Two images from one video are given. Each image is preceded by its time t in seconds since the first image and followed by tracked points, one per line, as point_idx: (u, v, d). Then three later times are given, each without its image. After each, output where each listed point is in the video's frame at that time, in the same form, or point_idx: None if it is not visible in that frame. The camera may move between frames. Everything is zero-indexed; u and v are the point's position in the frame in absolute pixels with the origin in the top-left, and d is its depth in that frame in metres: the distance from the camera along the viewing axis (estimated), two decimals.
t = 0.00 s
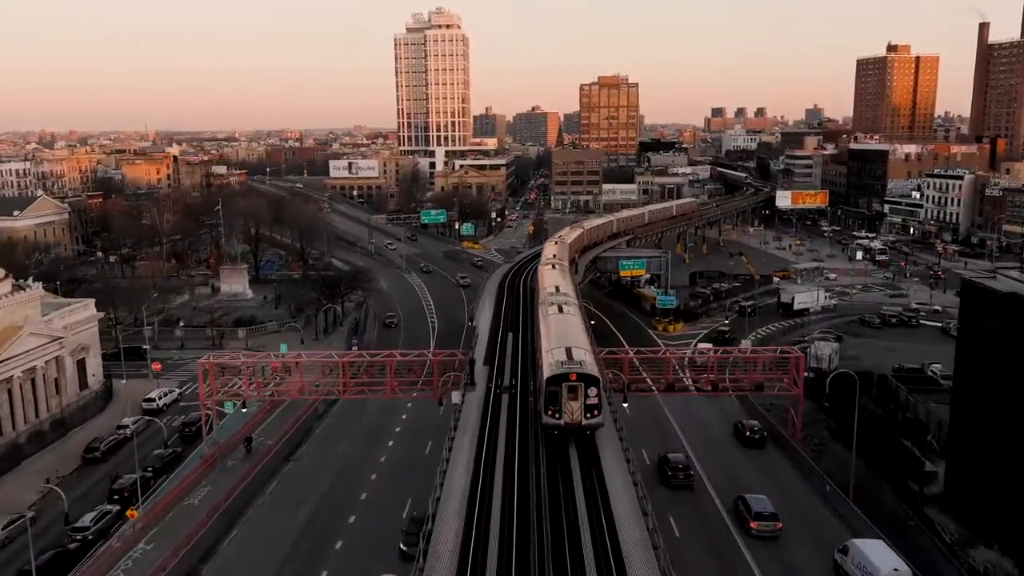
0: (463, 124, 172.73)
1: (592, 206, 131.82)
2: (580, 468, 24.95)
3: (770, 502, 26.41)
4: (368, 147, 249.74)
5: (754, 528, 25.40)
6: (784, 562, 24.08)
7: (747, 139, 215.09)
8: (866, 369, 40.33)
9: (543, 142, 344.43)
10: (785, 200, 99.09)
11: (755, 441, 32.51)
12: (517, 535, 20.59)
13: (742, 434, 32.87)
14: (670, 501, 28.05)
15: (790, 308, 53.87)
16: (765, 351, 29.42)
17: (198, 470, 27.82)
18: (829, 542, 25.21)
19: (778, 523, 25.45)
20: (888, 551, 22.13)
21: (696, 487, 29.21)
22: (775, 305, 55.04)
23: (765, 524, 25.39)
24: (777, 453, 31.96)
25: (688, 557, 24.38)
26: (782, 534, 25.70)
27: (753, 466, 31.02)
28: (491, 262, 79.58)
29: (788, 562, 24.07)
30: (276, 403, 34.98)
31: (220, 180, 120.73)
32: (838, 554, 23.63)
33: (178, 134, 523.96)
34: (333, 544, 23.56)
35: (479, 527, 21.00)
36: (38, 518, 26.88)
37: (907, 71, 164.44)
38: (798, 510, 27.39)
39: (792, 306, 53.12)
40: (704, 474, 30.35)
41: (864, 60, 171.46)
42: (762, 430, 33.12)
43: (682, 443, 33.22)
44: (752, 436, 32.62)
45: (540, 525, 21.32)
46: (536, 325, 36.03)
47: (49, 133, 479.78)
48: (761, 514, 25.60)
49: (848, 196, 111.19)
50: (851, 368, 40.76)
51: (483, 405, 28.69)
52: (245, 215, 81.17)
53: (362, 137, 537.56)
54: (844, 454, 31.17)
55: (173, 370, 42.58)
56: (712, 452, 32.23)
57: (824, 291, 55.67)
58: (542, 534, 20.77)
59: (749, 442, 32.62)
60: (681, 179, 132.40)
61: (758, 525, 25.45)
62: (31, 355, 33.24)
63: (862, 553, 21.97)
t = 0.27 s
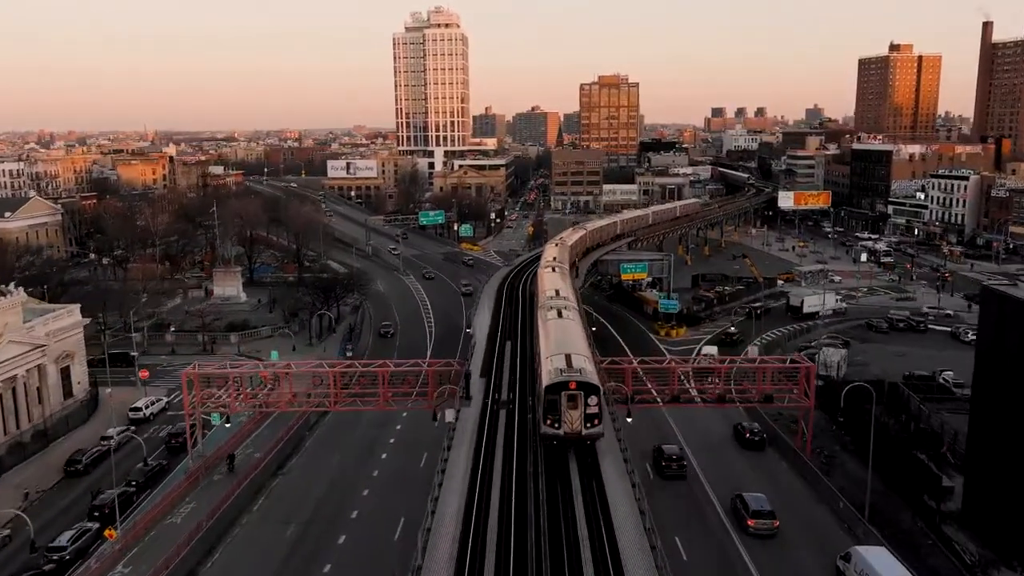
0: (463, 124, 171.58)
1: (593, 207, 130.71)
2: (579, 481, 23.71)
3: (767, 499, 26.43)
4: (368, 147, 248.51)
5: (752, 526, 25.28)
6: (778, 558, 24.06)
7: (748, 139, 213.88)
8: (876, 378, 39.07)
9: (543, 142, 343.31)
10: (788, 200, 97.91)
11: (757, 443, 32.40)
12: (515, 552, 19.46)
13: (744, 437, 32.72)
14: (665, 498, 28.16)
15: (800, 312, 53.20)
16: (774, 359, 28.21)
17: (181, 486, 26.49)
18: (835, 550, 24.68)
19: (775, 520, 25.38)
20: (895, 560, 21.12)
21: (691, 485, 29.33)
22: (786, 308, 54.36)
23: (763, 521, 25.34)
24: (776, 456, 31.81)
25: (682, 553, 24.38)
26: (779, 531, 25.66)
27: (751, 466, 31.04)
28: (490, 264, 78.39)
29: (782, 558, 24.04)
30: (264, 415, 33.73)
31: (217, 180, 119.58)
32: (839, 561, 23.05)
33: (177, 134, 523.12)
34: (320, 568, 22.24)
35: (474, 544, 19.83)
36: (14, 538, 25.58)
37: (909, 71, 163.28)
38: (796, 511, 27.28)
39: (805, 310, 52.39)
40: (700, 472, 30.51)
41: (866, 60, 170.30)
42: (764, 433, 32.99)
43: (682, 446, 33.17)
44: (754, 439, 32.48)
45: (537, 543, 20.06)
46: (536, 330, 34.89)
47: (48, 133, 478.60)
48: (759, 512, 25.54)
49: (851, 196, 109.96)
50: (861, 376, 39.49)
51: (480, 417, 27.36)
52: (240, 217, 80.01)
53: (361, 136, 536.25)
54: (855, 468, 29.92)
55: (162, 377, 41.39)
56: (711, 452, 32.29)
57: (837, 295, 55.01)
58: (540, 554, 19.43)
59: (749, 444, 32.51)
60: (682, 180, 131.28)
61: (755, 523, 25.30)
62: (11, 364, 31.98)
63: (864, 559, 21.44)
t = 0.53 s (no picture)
0: (462, 124, 170.39)
1: (593, 208, 129.52)
2: (579, 493, 22.54)
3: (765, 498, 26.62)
4: (367, 147, 247.15)
5: (749, 525, 25.57)
6: (775, 555, 24.30)
7: (750, 139, 212.70)
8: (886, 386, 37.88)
9: (543, 142, 342.08)
10: (791, 201, 96.79)
11: (757, 445, 32.15)
12: (513, 569, 18.38)
13: (745, 439, 32.51)
14: (665, 498, 28.35)
15: (810, 314, 52.26)
16: (783, 369, 27.10)
17: (164, 503, 25.26)
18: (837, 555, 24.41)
19: (773, 519, 25.62)
20: (898, 568, 20.67)
21: (690, 485, 29.42)
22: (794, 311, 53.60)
23: (760, 519, 25.60)
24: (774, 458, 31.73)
25: (680, 555, 24.54)
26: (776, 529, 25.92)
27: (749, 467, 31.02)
28: (489, 266, 77.14)
29: (780, 556, 24.26)
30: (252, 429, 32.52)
31: (213, 181, 118.34)
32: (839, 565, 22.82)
33: (177, 135, 522.72)
34: None
35: (470, 561, 18.75)
36: None
37: (912, 70, 162.07)
38: (796, 513, 27.16)
39: (816, 313, 51.42)
40: (698, 471, 30.64)
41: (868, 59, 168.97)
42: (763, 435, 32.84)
43: (683, 446, 33.06)
44: (755, 441, 32.23)
45: (535, 560, 18.89)
46: (536, 334, 33.84)
47: (46, 133, 477.57)
48: (756, 510, 25.79)
49: (854, 197, 108.76)
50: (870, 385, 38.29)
51: (479, 430, 26.12)
52: (235, 219, 78.87)
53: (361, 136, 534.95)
54: (866, 483, 28.77)
55: (150, 385, 40.23)
56: (710, 453, 32.26)
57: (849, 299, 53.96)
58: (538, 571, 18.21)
59: (750, 446, 32.28)
60: (683, 180, 130.09)
61: (753, 520, 25.62)
62: None
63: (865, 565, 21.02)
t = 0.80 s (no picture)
0: (461, 124, 169.17)
1: (593, 208, 128.29)
2: (578, 506, 21.31)
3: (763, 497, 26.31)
4: (366, 146, 245.81)
5: (747, 522, 25.26)
6: (772, 553, 24.02)
7: (751, 139, 211.48)
8: (897, 395, 36.65)
9: (543, 142, 340.77)
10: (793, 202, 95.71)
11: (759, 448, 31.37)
12: None
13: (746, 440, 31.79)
14: (663, 498, 27.87)
15: (820, 318, 51.60)
16: (792, 379, 25.89)
17: (144, 522, 24.06)
18: (837, 557, 23.87)
19: (770, 517, 25.37)
20: (899, 572, 20.00)
21: (687, 482, 29.04)
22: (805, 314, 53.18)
23: (758, 516, 25.32)
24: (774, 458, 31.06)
25: (677, 554, 24.15)
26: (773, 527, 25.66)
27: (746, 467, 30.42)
28: (488, 268, 75.98)
29: (778, 554, 23.94)
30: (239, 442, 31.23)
31: (209, 181, 117.05)
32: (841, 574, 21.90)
33: (175, 134, 521.02)
34: None
35: None
36: None
37: (914, 70, 160.85)
38: (799, 517, 26.54)
39: (827, 317, 50.75)
40: (696, 470, 30.06)
41: (870, 59, 167.72)
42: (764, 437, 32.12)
43: (681, 447, 32.35)
44: (756, 444, 31.44)
45: None
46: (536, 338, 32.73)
47: (46, 133, 476.35)
48: (754, 508, 25.49)
49: (858, 198, 107.55)
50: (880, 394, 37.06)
51: (475, 447, 24.84)
52: (229, 221, 77.67)
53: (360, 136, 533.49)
54: (878, 496, 27.51)
55: (139, 392, 39.07)
56: (710, 453, 31.67)
57: (861, 302, 53.04)
58: None
59: (752, 449, 31.53)
60: (684, 180, 128.88)
61: (750, 518, 25.30)
62: None
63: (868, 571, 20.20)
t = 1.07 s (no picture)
0: (460, 124, 167.99)
1: (593, 209, 127.12)
2: (578, 519, 20.04)
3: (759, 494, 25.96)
4: (365, 146, 244.57)
5: (744, 521, 24.92)
6: (768, 552, 23.67)
7: (752, 139, 210.27)
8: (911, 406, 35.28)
9: (543, 142, 339.57)
10: (796, 202, 94.62)
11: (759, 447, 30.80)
12: None
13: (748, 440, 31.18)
14: (659, 496, 27.40)
15: (832, 322, 50.63)
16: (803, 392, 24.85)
17: (124, 542, 22.82)
18: (837, 559, 23.29)
19: (768, 515, 24.99)
20: None
21: (684, 480, 28.62)
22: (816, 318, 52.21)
23: (755, 515, 24.97)
24: (774, 464, 30.18)
25: (673, 553, 23.73)
26: (771, 525, 25.29)
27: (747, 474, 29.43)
28: (487, 270, 74.77)
29: (774, 554, 23.57)
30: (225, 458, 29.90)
31: (206, 182, 115.81)
32: None
33: (174, 134, 519.78)
34: None
35: None
36: None
37: (917, 69, 159.67)
38: (805, 523, 25.60)
39: (837, 321, 49.72)
40: (695, 474, 29.07)
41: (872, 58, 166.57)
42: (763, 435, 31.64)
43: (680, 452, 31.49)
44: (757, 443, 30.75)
45: None
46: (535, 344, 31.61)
47: (46, 133, 475.39)
48: (752, 506, 25.15)
49: (861, 199, 106.33)
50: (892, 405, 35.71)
51: (469, 463, 23.00)
52: (223, 224, 76.45)
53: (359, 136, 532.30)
54: (892, 513, 26.21)
55: (126, 401, 37.90)
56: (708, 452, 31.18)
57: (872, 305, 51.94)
58: None
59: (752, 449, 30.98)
60: (685, 181, 127.63)
61: (748, 516, 24.95)
62: None
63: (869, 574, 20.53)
